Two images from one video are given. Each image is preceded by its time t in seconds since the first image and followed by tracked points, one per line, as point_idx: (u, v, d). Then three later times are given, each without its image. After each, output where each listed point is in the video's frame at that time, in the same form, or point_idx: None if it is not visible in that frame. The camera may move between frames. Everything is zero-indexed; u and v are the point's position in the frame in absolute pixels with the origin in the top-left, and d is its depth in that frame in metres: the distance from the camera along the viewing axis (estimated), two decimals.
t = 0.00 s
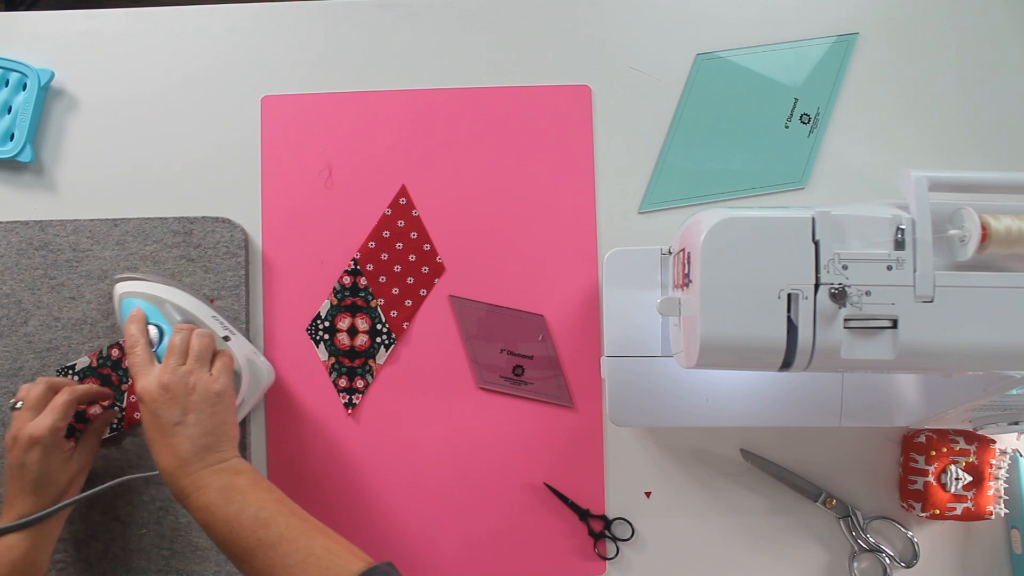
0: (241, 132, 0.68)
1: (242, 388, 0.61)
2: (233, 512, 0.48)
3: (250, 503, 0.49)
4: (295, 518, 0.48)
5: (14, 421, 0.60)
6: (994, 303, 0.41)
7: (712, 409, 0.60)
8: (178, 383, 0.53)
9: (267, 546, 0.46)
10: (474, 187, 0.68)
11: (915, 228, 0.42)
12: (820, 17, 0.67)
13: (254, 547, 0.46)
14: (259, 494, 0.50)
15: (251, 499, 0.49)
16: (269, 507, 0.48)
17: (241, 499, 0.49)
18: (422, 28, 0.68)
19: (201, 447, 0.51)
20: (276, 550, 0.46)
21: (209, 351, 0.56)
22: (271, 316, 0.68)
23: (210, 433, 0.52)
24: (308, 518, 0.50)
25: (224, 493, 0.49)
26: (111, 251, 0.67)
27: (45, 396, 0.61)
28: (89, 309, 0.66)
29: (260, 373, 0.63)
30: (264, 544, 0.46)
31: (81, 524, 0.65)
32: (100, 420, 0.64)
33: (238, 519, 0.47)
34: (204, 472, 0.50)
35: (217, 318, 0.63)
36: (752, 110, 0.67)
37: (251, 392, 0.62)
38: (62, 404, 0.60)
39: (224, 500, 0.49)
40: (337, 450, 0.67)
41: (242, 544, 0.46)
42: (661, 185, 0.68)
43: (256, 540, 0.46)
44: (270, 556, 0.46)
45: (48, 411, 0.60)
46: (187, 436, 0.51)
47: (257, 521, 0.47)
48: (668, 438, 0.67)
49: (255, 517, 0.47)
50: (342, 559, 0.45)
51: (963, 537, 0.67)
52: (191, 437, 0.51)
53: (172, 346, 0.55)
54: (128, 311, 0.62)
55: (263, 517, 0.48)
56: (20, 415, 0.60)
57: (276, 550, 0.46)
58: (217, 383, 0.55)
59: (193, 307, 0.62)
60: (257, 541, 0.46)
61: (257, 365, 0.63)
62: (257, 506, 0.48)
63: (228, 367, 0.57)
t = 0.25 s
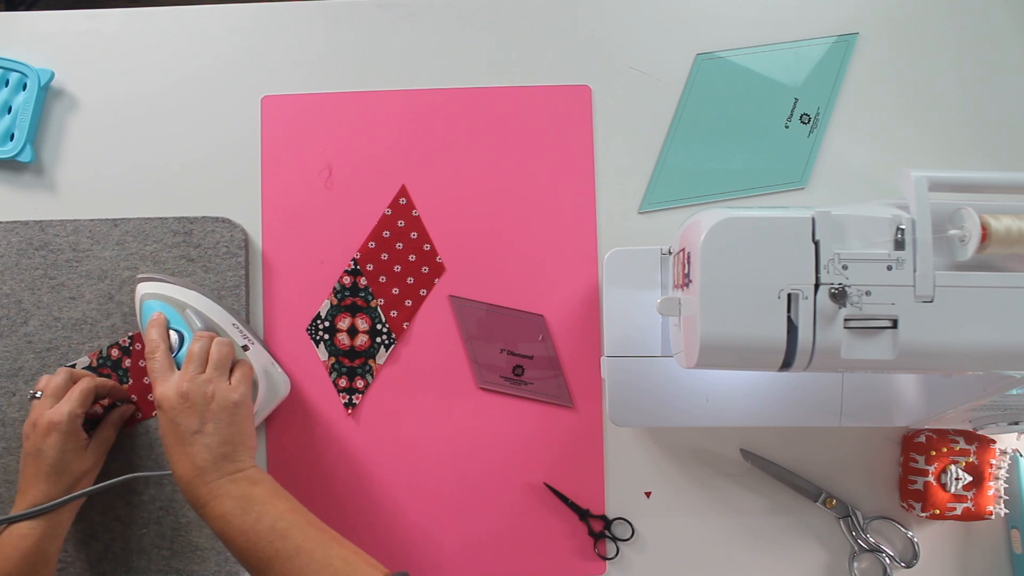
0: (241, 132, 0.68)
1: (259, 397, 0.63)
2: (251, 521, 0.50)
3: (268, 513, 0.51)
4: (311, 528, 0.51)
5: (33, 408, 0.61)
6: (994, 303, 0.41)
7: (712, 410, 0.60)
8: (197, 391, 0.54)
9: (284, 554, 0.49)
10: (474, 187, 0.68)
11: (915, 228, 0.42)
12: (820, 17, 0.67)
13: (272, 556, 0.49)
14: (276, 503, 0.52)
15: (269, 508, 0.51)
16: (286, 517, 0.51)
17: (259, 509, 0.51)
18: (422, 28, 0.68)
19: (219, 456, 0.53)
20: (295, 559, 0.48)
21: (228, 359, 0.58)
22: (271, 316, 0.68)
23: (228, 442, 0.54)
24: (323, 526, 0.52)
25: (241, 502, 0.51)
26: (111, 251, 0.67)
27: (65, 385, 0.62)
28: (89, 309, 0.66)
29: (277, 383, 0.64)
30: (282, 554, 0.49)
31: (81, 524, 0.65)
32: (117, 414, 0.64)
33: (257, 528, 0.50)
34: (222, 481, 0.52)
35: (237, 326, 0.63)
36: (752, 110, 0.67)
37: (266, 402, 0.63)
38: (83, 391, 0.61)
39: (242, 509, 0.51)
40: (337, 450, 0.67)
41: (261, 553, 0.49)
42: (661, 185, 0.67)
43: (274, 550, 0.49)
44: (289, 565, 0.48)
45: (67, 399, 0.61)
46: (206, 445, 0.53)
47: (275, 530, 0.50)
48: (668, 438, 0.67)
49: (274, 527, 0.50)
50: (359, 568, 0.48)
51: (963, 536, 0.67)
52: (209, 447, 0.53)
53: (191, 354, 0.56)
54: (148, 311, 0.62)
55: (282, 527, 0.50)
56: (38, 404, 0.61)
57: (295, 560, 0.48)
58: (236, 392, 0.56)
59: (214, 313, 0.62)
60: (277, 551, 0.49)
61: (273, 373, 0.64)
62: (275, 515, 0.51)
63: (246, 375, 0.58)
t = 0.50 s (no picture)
0: (242, 132, 0.68)
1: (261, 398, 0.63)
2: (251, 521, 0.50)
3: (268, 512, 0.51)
4: (311, 527, 0.51)
5: (14, 427, 0.61)
6: (994, 303, 0.41)
7: (712, 409, 0.60)
8: (197, 392, 0.55)
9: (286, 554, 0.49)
10: (474, 187, 0.68)
11: (915, 228, 0.42)
12: (820, 18, 0.67)
13: (273, 555, 0.49)
14: (277, 503, 0.52)
15: (269, 508, 0.51)
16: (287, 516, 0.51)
17: (259, 509, 0.51)
18: (423, 28, 0.68)
19: (220, 456, 0.53)
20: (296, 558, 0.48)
21: (228, 360, 0.58)
22: (271, 316, 0.68)
23: (229, 442, 0.54)
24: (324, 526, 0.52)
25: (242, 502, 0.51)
26: (111, 251, 0.67)
27: (41, 399, 0.62)
28: (88, 309, 0.66)
29: (279, 384, 0.64)
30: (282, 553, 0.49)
31: (81, 524, 0.65)
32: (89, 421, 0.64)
33: (258, 527, 0.50)
34: (223, 481, 0.52)
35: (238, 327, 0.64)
36: (752, 110, 0.67)
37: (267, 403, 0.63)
38: (61, 403, 0.62)
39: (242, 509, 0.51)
40: (337, 451, 0.67)
41: (261, 552, 0.49)
42: (661, 185, 0.68)
43: (275, 549, 0.49)
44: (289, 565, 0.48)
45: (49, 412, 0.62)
46: (207, 445, 0.53)
47: (275, 530, 0.50)
48: (668, 438, 0.67)
49: (274, 527, 0.50)
50: (359, 567, 0.48)
51: (963, 536, 0.67)
52: (209, 446, 0.53)
53: (191, 355, 0.57)
54: (150, 313, 0.63)
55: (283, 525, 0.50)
56: (20, 421, 0.61)
57: (296, 560, 0.48)
58: (235, 393, 0.56)
59: (215, 314, 0.63)
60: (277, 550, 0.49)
61: (274, 373, 0.64)
62: (275, 515, 0.51)
63: (246, 375, 0.58)
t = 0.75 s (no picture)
0: (241, 132, 0.68)
1: (245, 389, 0.62)
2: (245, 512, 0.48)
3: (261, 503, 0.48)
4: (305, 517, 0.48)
5: None
6: (994, 303, 0.41)
7: (712, 410, 0.60)
8: (181, 387, 0.53)
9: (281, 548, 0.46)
10: (474, 187, 0.68)
11: (915, 228, 0.42)
12: (819, 17, 0.67)
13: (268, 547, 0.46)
14: (270, 494, 0.50)
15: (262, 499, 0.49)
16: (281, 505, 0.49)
17: (253, 501, 0.49)
18: (422, 28, 0.68)
19: (209, 450, 0.51)
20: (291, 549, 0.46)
21: (209, 354, 0.57)
22: (271, 316, 0.68)
23: (218, 435, 0.52)
24: (318, 517, 0.50)
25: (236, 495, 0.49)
26: (111, 251, 0.66)
27: None
28: (88, 309, 0.66)
29: (264, 373, 0.63)
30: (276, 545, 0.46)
31: (81, 524, 0.65)
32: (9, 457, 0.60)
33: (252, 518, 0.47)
34: (214, 475, 0.50)
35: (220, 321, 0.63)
36: (752, 110, 0.67)
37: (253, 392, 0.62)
38: None
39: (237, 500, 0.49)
40: (337, 451, 0.67)
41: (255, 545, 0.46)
42: (661, 185, 0.68)
43: (268, 541, 0.46)
44: (285, 557, 0.45)
45: None
46: (196, 439, 0.51)
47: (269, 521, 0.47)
48: (668, 438, 0.67)
49: (266, 519, 0.47)
50: (353, 557, 0.45)
51: (963, 536, 0.67)
52: (198, 440, 0.51)
53: (172, 352, 0.55)
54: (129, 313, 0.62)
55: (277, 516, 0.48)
56: None
57: (288, 551, 0.46)
58: (220, 384, 0.55)
59: (194, 310, 0.62)
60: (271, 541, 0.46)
61: (259, 365, 0.63)
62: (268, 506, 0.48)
63: (229, 368, 0.57)
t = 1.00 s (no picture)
0: (241, 132, 0.68)
1: (195, 383, 0.60)
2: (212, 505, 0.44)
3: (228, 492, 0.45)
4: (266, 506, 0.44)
5: None
6: (994, 303, 0.41)
7: (712, 410, 0.60)
8: (132, 391, 0.52)
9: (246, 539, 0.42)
10: (474, 187, 0.68)
11: (915, 228, 0.42)
12: (819, 17, 0.67)
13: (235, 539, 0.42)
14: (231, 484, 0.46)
15: (225, 489, 0.45)
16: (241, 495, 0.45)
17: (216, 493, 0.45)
18: (422, 28, 0.68)
19: (170, 444, 0.49)
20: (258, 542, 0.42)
21: (154, 354, 0.56)
22: (271, 316, 0.68)
23: (177, 428, 0.50)
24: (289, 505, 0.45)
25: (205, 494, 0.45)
26: (111, 251, 0.67)
27: None
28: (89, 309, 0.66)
29: (211, 362, 0.62)
30: (240, 536, 0.42)
31: (81, 524, 0.65)
32: None
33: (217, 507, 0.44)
34: (177, 471, 0.47)
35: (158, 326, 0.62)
36: (752, 111, 0.67)
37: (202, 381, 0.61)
38: None
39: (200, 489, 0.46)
40: (337, 451, 0.67)
41: (223, 540, 0.42)
42: (661, 185, 0.67)
43: (235, 533, 0.42)
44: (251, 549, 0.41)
45: None
46: (155, 436, 0.49)
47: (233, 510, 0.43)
48: (668, 439, 0.67)
49: (232, 510, 0.43)
50: (320, 543, 0.41)
51: (963, 536, 0.67)
52: (157, 436, 0.49)
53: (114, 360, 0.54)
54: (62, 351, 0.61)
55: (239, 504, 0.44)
56: None
57: (255, 542, 0.42)
58: (171, 380, 0.54)
59: (126, 323, 0.61)
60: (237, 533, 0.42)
61: (205, 353, 0.62)
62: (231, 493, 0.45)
63: (177, 363, 0.56)
